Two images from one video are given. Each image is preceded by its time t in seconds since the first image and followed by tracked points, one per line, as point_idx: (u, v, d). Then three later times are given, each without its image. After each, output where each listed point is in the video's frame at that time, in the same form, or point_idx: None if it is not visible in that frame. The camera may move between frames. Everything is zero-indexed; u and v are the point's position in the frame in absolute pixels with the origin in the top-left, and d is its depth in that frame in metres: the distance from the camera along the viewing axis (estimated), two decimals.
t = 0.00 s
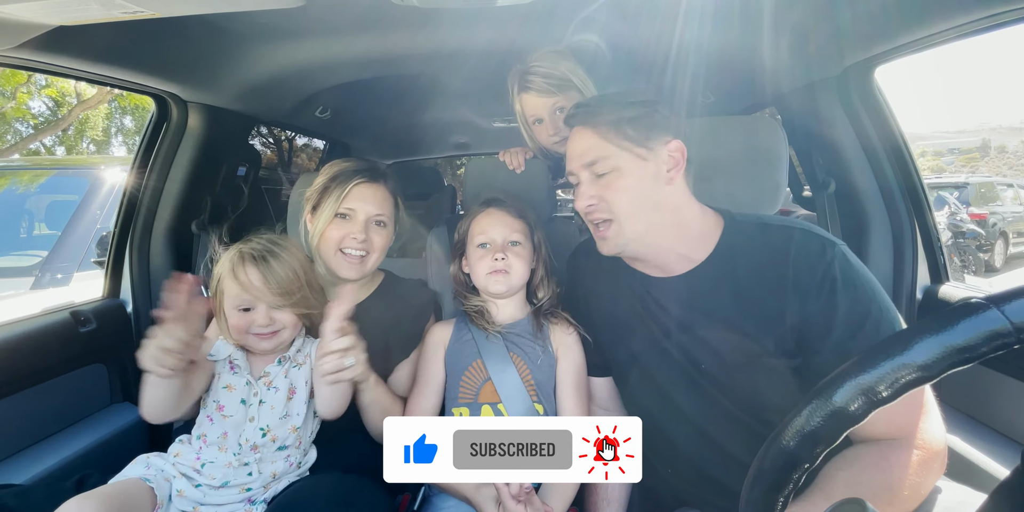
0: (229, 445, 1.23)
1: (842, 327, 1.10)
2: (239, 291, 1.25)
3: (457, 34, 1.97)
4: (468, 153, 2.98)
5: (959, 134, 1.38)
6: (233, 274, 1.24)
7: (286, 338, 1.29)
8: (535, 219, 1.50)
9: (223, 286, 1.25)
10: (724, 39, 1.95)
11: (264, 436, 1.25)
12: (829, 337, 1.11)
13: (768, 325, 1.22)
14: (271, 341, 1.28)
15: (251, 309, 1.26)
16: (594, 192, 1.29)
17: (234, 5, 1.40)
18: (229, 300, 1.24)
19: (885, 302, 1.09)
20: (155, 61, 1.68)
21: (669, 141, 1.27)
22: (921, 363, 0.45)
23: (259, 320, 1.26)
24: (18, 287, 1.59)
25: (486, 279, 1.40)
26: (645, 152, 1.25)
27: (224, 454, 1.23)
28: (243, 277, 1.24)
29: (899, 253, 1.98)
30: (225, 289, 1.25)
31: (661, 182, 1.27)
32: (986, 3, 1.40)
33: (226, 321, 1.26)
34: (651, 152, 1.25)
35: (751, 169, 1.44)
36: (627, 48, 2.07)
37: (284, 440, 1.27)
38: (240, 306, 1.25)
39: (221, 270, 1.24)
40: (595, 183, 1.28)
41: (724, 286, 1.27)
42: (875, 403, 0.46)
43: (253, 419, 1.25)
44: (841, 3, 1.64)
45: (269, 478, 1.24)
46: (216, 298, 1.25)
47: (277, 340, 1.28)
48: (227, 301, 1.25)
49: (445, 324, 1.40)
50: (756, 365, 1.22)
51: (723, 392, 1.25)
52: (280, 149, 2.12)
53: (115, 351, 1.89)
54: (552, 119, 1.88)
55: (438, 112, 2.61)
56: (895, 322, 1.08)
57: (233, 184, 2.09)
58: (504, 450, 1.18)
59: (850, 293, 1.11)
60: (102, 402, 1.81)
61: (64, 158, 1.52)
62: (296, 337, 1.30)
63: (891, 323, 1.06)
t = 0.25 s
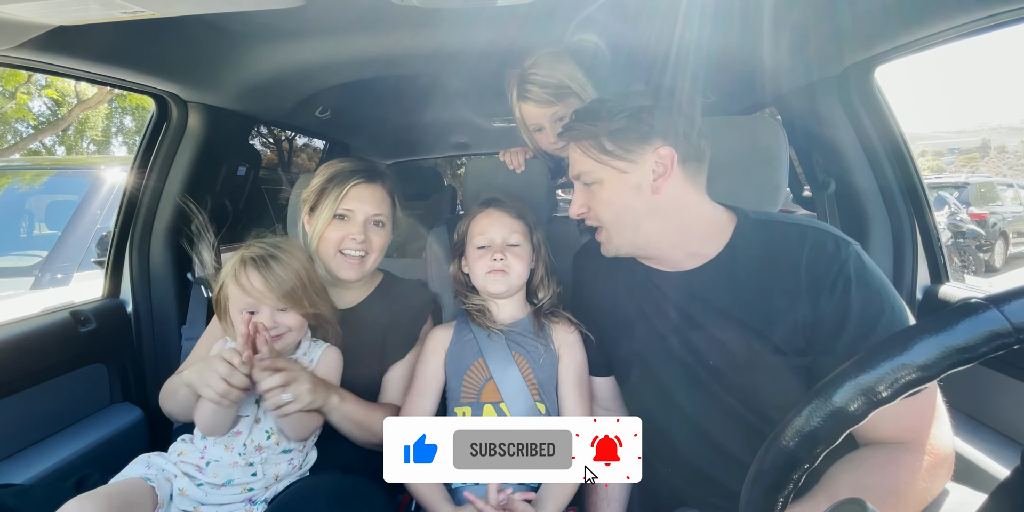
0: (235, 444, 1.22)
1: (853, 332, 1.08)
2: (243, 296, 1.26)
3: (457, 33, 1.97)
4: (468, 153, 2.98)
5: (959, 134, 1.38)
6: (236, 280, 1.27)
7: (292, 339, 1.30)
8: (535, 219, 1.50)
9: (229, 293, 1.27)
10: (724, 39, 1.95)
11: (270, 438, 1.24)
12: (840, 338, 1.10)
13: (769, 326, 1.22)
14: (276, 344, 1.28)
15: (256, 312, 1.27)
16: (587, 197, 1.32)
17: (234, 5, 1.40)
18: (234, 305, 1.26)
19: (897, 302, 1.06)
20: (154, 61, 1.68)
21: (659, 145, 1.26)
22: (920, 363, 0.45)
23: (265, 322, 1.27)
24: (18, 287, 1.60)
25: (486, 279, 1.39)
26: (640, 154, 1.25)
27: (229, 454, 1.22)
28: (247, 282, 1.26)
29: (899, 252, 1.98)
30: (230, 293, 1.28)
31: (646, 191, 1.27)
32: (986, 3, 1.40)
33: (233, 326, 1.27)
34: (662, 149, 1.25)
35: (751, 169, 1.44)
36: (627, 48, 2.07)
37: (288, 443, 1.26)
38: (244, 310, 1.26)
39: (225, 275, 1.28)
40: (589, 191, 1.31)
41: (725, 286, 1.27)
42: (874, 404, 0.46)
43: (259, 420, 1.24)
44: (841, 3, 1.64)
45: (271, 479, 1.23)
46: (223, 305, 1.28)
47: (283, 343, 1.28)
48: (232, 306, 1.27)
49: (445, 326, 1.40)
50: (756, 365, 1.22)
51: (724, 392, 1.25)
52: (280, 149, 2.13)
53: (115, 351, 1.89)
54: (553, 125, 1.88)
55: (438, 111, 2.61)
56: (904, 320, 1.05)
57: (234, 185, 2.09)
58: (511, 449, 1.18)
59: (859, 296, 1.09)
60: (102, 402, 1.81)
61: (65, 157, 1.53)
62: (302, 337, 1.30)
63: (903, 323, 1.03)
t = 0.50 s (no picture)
0: (234, 444, 1.23)
1: (854, 334, 1.08)
2: (242, 288, 1.29)
3: (457, 33, 1.97)
4: (468, 153, 2.98)
5: (959, 134, 1.39)
6: (235, 272, 1.29)
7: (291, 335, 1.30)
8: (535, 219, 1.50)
9: (228, 285, 1.30)
10: (724, 40, 1.95)
11: (268, 438, 1.24)
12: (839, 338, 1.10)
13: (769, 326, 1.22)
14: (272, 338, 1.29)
15: (252, 305, 1.29)
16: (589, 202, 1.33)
17: (234, 5, 1.40)
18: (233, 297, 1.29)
19: (898, 305, 1.06)
20: (154, 61, 1.68)
21: (657, 151, 1.26)
22: (921, 362, 0.45)
23: (261, 314, 1.29)
24: (18, 287, 1.60)
25: (486, 279, 1.40)
26: (638, 160, 1.25)
27: (228, 454, 1.22)
28: (245, 274, 1.29)
29: (899, 253, 1.98)
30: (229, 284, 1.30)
31: (645, 197, 1.28)
32: (986, 3, 1.40)
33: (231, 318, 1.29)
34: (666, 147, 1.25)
35: (751, 169, 1.44)
36: (627, 48, 2.07)
37: (287, 443, 1.26)
38: (242, 302, 1.29)
39: (224, 268, 1.30)
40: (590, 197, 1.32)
41: (725, 286, 1.27)
42: (874, 403, 0.46)
43: (257, 420, 1.24)
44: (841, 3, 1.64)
45: (270, 479, 1.24)
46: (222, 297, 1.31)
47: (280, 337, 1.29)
48: (230, 299, 1.30)
49: (445, 328, 1.40)
50: (756, 365, 1.22)
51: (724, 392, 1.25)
52: (279, 148, 1.97)
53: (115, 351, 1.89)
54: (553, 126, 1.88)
55: (438, 111, 2.61)
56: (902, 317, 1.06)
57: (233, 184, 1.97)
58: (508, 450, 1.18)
59: (858, 296, 1.08)
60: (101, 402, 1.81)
61: (65, 157, 1.52)
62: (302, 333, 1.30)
63: (904, 326, 1.03)
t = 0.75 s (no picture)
0: (231, 445, 1.23)
1: (854, 335, 1.08)
2: (240, 287, 1.25)
3: (457, 34, 1.97)
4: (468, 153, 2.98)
5: (959, 134, 1.39)
6: (234, 270, 1.25)
7: (287, 335, 1.29)
8: (535, 219, 1.50)
9: (226, 283, 1.25)
10: (724, 40, 1.95)
11: (266, 439, 1.25)
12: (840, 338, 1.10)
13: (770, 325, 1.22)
14: (271, 338, 1.27)
15: (252, 303, 1.26)
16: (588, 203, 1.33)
17: (233, 5, 1.40)
18: (231, 295, 1.25)
19: (898, 305, 1.07)
20: (155, 61, 1.68)
21: (657, 151, 1.26)
22: (920, 363, 0.45)
23: (261, 314, 1.26)
24: (18, 287, 1.60)
25: (486, 280, 1.40)
26: (638, 161, 1.26)
27: (226, 454, 1.23)
28: (244, 272, 1.25)
29: (899, 253, 1.99)
30: (228, 282, 1.26)
31: (645, 197, 1.28)
32: (986, 3, 1.40)
33: (228, 317, 1.26)
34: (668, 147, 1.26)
35: (751, 169, 1.44)
36: (627, 48, 2.07)
37: (286, 444, 1.27)
38: (241, 301, 1.25)
39: (224, 265, 1.26)
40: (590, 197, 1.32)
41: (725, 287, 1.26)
42: (874, 403, 0.46)
43: (254, 422, 1.25)
44: (841, 4, 1.64)
45: (269, 480, 1.24)
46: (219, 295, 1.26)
47: (277, 337, 1.28)
48: (229, 295, 1.26)
49: (444, 329, 1.40)
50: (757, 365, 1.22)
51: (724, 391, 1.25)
52: (279, 149, 1.98)
53: (116, 351, 1.89)
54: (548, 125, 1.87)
55: (438, 111, 2.61)
56: (903, 317, 1.07)
57: (233, 185, 2.03)
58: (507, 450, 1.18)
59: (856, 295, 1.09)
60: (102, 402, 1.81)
61: (65, 157, 1.52)
62: (297, 334, 1.30)
63: (905, 326, 1.03)
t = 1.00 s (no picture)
0: (231, 443, 1.23)
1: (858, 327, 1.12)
2: (240, 290, 1.29)
3: (457, 34, 1.97)
4: (468, 153, 2.98)
5: (959, 134, 1.39)
6: (232, 274, 1.29)
7: (286, 337, 1.30)
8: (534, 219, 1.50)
9: (225, 287, 1.29)
10: (724, 40, 1.95)
11: (266, 437, 1.24)
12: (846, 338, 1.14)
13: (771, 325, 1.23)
14: (270, 340, 1.29)
15: (251, 306, 1.29)
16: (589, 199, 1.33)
17: (233, 5, 1.40)
18: (231, 299, 1.29)
19: (899, 313, 1.11)
20: (156, 62, 1.68)
21: (662, 144, 1.28)
22: (920, 362, 0.45)
23: (260, 316, 1.28)
24: (18, 287, 1.60)
25: (486, 280, 1.40)
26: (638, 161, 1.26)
27: (226, 452, 1.23)
28: (243, 276, 1.28)
29: (899, 253, 1.99)
30: (227, 286, 1.29)
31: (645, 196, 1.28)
32: (985, 3, 1.41)
33: (229, 320, 1.29)
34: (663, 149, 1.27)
35: (750, 169, 1.44)
36: (627, 48, 2.07)
37: (286, 442, 1.26)
38: (240, 304, 1.28)
39: (223, 270, 1.29)
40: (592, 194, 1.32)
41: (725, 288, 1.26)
42: (875, 403, 0.46)
43: (254, 420, 1.25)
44: (841, 4, 1.64)
45: (269, 479, 1.24)
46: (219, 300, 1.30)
47: (277, 339, 1.29)
48: (229, 299, 1.29)
49: (444, 329, 1.40)
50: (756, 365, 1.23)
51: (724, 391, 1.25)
52: (280, 149, 2.10)
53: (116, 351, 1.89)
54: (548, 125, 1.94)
55: (437, 111, 2.61)
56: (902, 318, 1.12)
57: (233, 184, 2.09)
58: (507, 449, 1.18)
59: (863, 296, 1.13)
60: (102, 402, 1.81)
61: (65, 158, 1.53)
62: (296, 336, 1.31)
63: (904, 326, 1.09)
